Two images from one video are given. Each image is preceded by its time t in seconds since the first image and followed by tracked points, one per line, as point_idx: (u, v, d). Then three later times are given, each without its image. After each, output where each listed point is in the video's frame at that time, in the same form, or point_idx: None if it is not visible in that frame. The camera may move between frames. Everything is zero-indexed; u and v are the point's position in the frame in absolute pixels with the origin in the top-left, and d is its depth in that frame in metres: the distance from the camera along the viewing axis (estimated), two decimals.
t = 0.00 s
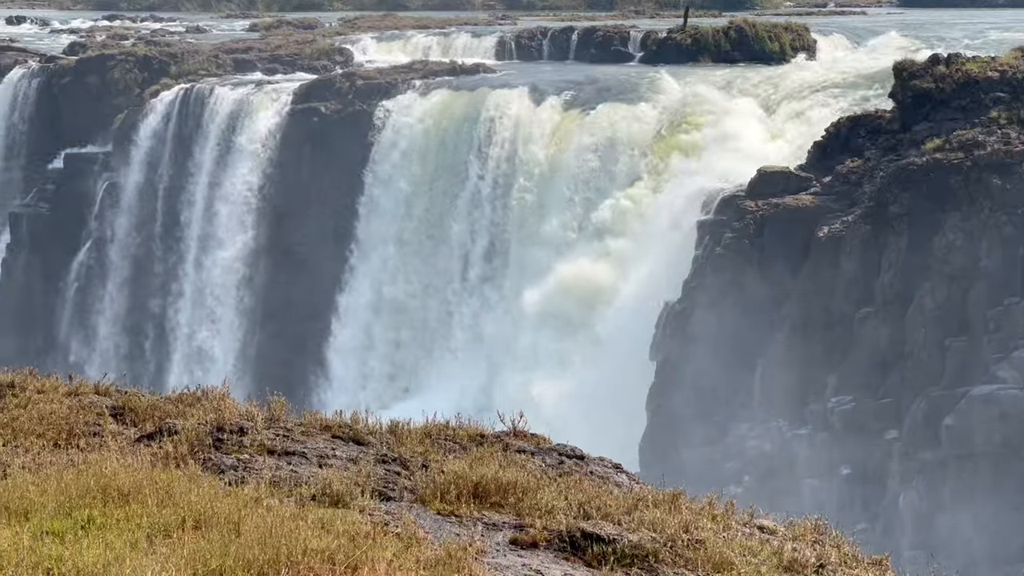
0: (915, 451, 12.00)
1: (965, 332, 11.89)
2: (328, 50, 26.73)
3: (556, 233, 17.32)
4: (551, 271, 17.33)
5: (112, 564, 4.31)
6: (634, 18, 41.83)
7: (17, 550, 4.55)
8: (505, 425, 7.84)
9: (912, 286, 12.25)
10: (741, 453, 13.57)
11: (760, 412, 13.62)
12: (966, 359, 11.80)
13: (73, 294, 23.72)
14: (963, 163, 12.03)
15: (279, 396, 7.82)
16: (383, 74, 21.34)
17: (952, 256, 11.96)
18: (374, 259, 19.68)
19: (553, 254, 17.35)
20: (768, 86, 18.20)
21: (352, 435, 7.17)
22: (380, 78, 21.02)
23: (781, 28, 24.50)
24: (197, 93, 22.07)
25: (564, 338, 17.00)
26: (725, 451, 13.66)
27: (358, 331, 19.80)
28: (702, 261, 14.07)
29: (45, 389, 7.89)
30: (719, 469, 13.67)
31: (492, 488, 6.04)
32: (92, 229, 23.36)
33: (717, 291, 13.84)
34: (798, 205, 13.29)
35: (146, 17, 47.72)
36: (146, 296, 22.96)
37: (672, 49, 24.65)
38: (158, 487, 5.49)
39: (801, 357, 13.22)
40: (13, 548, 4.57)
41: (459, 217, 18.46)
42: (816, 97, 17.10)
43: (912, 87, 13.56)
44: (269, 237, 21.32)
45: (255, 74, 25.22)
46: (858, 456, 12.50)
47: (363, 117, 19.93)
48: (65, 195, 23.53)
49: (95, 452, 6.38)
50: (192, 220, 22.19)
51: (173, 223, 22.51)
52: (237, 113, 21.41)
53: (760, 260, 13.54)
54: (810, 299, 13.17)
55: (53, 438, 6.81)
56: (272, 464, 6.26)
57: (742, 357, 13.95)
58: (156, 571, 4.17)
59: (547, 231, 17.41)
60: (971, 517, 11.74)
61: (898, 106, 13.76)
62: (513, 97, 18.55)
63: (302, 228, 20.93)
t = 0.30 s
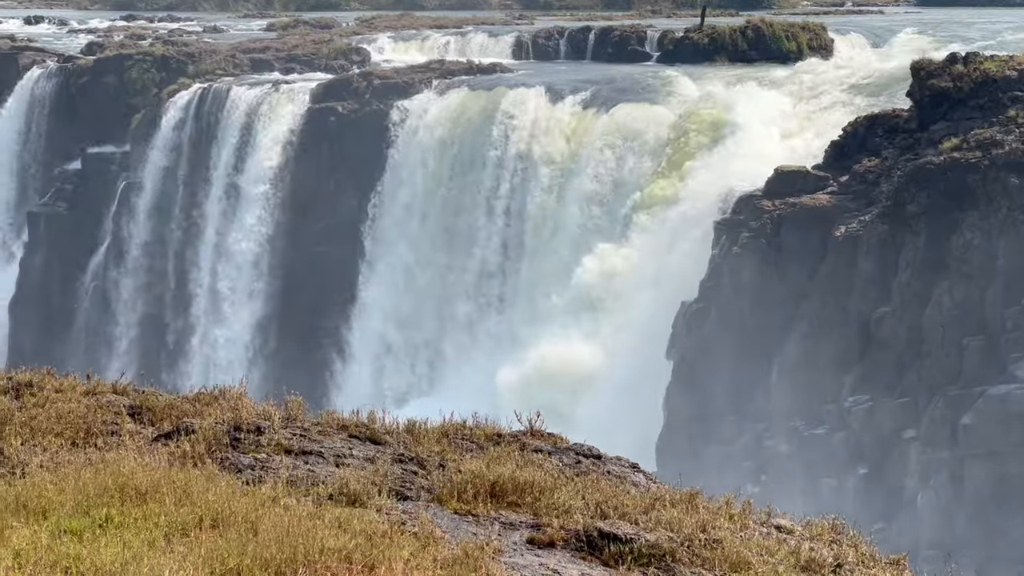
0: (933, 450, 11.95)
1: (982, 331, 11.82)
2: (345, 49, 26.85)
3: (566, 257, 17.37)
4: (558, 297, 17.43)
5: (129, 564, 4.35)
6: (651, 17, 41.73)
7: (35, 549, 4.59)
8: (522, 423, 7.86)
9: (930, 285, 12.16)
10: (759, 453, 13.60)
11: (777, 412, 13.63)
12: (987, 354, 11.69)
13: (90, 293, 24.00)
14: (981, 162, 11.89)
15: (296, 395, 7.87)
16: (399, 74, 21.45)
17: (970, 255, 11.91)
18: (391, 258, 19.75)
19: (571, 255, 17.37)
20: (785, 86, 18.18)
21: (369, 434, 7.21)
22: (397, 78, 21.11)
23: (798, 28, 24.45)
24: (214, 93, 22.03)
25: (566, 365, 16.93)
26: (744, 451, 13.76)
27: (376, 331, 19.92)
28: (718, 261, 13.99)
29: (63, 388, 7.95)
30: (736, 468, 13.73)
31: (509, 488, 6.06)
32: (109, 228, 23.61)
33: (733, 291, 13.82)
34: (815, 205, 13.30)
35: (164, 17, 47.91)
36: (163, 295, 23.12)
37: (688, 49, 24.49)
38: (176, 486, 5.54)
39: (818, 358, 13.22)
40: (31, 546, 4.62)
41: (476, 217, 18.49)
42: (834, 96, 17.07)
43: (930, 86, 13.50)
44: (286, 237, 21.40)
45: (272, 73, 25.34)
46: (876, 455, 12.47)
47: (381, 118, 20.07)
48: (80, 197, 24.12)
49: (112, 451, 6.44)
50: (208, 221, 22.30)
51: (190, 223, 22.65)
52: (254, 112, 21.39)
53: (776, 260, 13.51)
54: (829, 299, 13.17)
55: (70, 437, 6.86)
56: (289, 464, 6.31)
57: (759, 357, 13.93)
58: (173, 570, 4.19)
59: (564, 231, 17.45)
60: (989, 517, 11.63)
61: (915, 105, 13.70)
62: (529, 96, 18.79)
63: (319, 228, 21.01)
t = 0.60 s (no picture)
0: (958, 452, 11.84)
1: (1007, 331, 11.59)
2: (369, 49, 26.98)
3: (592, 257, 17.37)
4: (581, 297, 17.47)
5: (154, 563, 4.41)
6: (675, 17, 41.56)
7: (61, 549, 4.66)
8: (546, 424, 7.88)
9: (954, 285, 12.06)
10: (782, 453, 13.52)
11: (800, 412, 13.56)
12: (1010, 358, 11.44)
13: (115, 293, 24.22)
14: (1007, 162, 11.80)
15: (321, 396, 7.95)
16: (423, 74, 21.57)
17: (994, 253, 11.77)
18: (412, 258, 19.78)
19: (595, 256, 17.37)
20: (809, 86, 18.14)
21: (393, 434, 7.26)
22: (420, 77, 21.25)
23: (821, 27, 24.56)
24: (239, 93, 22.21)
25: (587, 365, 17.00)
26: (767, 451, 13.69)
27: (399, 333, 19.97)
28: (742, 261, 14.04)
29: (88, 388, 8.04)
30: (759, 468, 13.66)
31: (533, 488, 6.09)
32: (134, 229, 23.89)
33: (756, 291, 13.82)
34: (840, 205, 13.27)
35: (188, 18, 48.04)
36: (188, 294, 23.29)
37: (713, 49, 24.42)
38: (201, 485, 5.61)
39: (843, 358, 13.21)
40: (58, 545, 4.69)
41: (498, 217, 18.53)
42: (859, 95, 17.01)
43: (955, 86, 13.41)
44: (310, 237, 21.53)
45: (296, 73, 25.49)
46: (901, 456, 12.37)
47: (405, 118, 20.18)
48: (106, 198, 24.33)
49: (137, 450, 6.52)
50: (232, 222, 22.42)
51: (214, 225, 22.77)
52: (278, 114, 21.49)
53: (800, 261, 13.50)
54: (853, 299, 13.12)
55: (96, 436, 6.95)
56: (313, 463, 6.37)
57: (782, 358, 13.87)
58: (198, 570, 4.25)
59: (587, 232, 17.54)
60: (1014, 519, 11.48)
61: (940, 105, 13.64)
62: (553, 96, 18.71)
63: (343, 229, 21.15)
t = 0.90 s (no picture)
0: (992, 456, 11.72)
1: None
2: (402, 50, 27.08)
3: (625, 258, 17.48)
4: (615, 300, 17.53)
5: (188, 564, 4.49)
6: (706, 18, 41.34)
7: (95, 550, 4.73)
8: (577, 427, 7.92)
9: (988, 288, 11.95)
10: (815, 455, 13.40)
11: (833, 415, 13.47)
12: None
13: (149, 293, 24.56)
14: None
15: (353, 397, 8.02)
16: (455, 76, 21.63)
17: None
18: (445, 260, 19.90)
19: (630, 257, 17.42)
20: (843, 87, 18.05)
21: (426, 436, 7.32)
22: (452, 79, 21.35)
23: (854, 29, 24.13)
24: (271, 94, 22.56)
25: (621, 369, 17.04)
26: (800, 454, 13.56)
27: (430, 336, 20.01)
28: (774, 263, 14.00)
29: (121, 389, 8.16)
30: (792, 470, 13.56)
31: (566, 490, 6.13)
32: (166, 230, 24.12)
33: (790, 293, 13.73)
34: (873, 207, 13.22)
35: (222, 20, 48.40)
36: (220, 295, 23.57)
37: (746, 50, 24.51)
38: (234, 487, 5.70)
39: (876, 360, 13.13)
40: (91, 546, 4.76)
41: (529, 219, 18.59)
42: (892, 96, 16.90)
43: (989, 87, 13.26)
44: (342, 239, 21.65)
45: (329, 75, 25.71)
46: (935, 460, 12.29)
47: (438, 119, 20.34)
48: (139, 197, 24.31)
49: (170, 452, 6.63)
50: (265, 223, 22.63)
51: (247, 225, 23.07)
52: (310, 116, 21.66)
53: (833, 263, 13.47)
54: (886, 301, 13.06)
55: (129, 438, 7.07)
56: (345, 465, 6.45)
57: (815, 360, 13.76)
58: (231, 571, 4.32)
59: (619, 233, 17.59)
60: None
61: (974, 107, 13.52)
62: (586, 98, 18.65)
63: (375, 231, 21.27)
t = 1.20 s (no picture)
0: None
1: None
2: (440, 54, 27.19)
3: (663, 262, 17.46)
4: (652, 303, 17.44)
5: (227, 567, 4.57)
6: (745, 23, 41.10)
7: (135, 552, 4.82)
8: (616, 431, 7.93)
9: None
10: (855, 459, 13.23)
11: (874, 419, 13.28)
12: None
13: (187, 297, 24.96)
14: None
15: (391, 401, 8.12)
16: (494, 79, 21.77)
17: None
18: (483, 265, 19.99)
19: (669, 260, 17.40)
20: (883, 89, 17.95)
21: (465, 440, 7.39)
22: (491, 82, 21.53)
23: (893, 32, 23.98)
24: (311, 97, 22.66)
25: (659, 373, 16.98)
26: (839, 459, 13.40)
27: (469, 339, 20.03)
28: (813, 269, 13.98)
29: (161, 392, 8.32)
30: (832, 475, 13.35)
31: (605, 494, 6.16)
32: (204, 234, 24.51)
33: (830, 297, 13.67)
34: (913, 211, 13.14)
35: (261, 24, 48.77)
36: (257, 298, 23.82)
37: (785, 54, 24.49)
38: (273, 490, 5.79)
39: (917, 364, 13.02)
40: (132, 548, 4.85)
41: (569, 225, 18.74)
42: (933, 101, 16.76)
43: None
44: (381, 243, 21.84)
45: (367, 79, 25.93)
46: (975, 464, 12.15)
47: (477, 122, 20.50)
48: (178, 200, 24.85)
49: (210, 455, 6.75)
50: (303, 226, 22.71)
51: (285, 230, 23.16)
52: (348, 117, 21.64)
53: (872, 267, 13.39)
54: (925, 305, 12.98)
55: (169, 440, 7.23)
56: (384, 469, 6.53)
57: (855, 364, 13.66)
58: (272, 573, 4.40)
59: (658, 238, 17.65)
60: None
61: (1017, 110, 13.37)
62: (625, 101, 18.77)
63: (413, 235, 21.45)
